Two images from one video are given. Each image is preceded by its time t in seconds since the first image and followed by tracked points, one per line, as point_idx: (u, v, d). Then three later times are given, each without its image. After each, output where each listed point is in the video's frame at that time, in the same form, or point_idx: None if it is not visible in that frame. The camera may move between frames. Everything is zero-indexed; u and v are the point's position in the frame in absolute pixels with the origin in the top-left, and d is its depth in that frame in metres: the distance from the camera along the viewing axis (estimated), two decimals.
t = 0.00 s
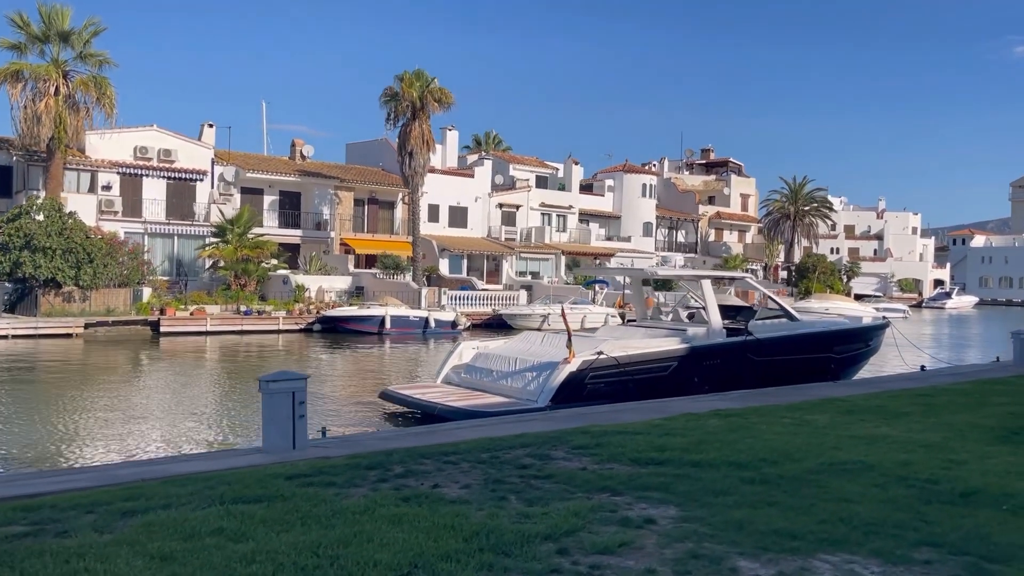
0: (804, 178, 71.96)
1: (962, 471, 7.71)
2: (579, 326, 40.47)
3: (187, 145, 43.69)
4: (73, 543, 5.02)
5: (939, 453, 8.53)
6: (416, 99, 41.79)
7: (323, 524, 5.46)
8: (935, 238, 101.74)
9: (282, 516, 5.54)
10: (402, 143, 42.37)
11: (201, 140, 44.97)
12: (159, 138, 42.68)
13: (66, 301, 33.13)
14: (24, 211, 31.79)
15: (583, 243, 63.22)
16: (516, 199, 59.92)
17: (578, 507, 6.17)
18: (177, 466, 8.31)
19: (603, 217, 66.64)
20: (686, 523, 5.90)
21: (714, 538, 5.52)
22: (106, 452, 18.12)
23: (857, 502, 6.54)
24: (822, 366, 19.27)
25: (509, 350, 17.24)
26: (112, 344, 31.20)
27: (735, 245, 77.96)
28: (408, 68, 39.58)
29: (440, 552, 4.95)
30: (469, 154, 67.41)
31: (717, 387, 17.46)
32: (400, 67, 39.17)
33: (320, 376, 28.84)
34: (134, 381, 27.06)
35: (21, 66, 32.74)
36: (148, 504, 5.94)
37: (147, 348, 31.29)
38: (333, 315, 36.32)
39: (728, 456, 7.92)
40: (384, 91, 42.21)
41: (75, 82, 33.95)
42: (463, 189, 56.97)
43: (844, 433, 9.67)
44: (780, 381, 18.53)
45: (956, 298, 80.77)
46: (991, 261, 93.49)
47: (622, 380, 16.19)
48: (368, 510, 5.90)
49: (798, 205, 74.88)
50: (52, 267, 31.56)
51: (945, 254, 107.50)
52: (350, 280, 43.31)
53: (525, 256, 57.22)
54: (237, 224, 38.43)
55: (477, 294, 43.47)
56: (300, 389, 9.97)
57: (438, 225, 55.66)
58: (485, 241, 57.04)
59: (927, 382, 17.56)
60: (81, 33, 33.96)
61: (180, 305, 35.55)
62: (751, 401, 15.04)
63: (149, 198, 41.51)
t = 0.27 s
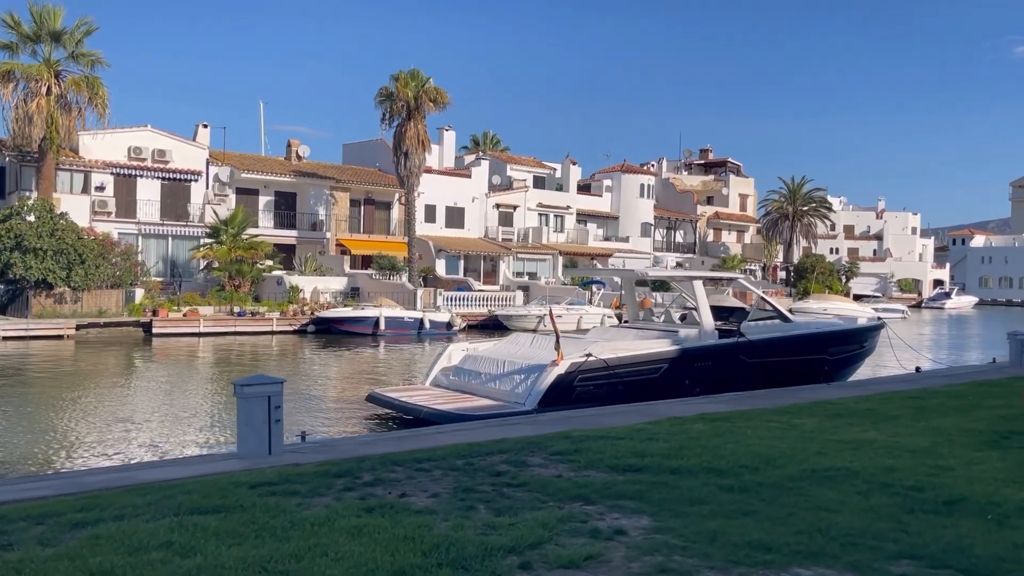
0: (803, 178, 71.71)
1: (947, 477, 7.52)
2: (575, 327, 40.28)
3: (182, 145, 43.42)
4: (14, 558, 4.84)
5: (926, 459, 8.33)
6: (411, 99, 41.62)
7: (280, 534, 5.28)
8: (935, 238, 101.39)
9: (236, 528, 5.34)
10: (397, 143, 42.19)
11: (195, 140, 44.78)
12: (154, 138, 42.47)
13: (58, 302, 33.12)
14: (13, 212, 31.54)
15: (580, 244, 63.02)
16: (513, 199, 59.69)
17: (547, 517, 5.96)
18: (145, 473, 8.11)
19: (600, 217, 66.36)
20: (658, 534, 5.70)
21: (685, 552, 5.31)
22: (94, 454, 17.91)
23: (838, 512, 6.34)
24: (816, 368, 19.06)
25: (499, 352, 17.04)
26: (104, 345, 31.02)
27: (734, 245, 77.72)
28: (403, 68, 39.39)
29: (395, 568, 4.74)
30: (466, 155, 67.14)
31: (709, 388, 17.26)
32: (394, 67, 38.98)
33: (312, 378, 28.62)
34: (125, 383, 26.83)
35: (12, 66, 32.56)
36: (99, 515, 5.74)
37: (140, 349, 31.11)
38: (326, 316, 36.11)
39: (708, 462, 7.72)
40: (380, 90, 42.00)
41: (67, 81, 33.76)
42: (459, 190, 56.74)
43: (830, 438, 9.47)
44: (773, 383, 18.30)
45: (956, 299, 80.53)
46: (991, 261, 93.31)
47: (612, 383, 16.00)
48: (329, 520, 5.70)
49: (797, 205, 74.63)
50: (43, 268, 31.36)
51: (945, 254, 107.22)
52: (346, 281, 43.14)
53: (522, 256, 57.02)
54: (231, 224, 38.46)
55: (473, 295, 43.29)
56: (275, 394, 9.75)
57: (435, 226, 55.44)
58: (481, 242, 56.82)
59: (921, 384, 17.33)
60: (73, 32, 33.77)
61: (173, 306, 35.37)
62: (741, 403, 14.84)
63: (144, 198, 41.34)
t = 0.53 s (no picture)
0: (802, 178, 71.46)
1: (930, 485, 7.31)
2: (571, 328, 40.07)
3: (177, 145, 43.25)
4: None
5: (910, 465, 8.13)
6: (406, 99, 41.43)
7: (231, 547, 5.09)
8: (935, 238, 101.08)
9: (184, 540, 5.14)
10: (392, 144, 42.02)
11: (190, 141, 44.60)
12: (148, 139, 42.31)
13: (50, 304, 32.98)
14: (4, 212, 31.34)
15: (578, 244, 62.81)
16: (510, 200, 59.47)
17: (511, 528, 5.76)
18: (110, 478, 7.90)
19: (598, 218, 66.16)
20: (626, 545, 5.51)
21: (650, 565, 5.12)
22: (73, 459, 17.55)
23: (814, 521, 6.14)
24: (809, 370, 18.84)
25: (486, 354, 16.86)
26: (95, 347, 30.85)
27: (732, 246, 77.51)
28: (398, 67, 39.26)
29: None
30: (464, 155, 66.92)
31: (699, 391, 17.06)
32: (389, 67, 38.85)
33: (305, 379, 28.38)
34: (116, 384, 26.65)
35: (5, 66, 32.42)
36: (45, 526, 5.54)
37: (132, 350, 30.95)
38: (320, 318, 35.87)
39: (685, 469, 7.51)
40: (375, 91, 41.85)
41: (60, 82, 33.57)
42: (456, 190, 56.56)
43: (814, 442, 9.28)
44: (765, 385, 18.10)
45: (956, 299, 80.28)
46: (991, 261, 93.03)
47: (599, 386, 15.81)
48: (285, 531, 5.51)
49: (796, 205, 74.39)
50: (34, 270, 31.25)
51: (945, 254, 106.92)
52: (341, 281, 42.92)
53: (519, 257, 56.81)
54: (224, 224, 38.07)
55: (469, 295, 43.11)
56: (250, 398, 9.57)
57: (431, 226, 55.23)
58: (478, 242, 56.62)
59: (914, 386, 17.12)
60: (65, 32, 33.60)
61: (166, 308, 35.21)
62: (730, 406, 14.63)
63: (138, 199, 41.20)
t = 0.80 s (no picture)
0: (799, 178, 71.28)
1: (908, 487, 7.14)
2: (565, 327, 39.91)
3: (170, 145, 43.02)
4: None
5: (889, 466, 7.95)
6: (400, 98, 41.29)
7: (173, 553, 4.91)
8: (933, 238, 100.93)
9: (126, 545, 4.96)
10: (386, 143, 41.86)
11: (183, 140, 44.41)
12: (141, 138, 42.09)
13: (40, 304, 32.81)
14: None
15: (574, 244, 62.64)
16: (506, 200, 59.30)
17: (470, 532, 5.57)
18: (71, 480, 7.70)
19: (594, 218, 65.99)
20: (587, 550, 5.34)
21: (609, 571, 4.95)
22: (52, 461, 17.14)
23: (785, 523, 5.96)
24: (799, 369, 18.65)
25: (472, 354, 16.69)
26: (85, 347, 30.67)
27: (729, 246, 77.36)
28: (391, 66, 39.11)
29: None
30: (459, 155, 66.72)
31: (687, 391, 16.89)
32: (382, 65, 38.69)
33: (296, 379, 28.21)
34: (104, 384, 26.44)
35: None
36: None
37: (122, 350, 30.76)
38: (313, 318, 35.70)
39: (658, 471, 7.33)
40: (368, 90, 41.69)
41: (50, 81, 33.37)
42: (451, 190, 56.39)
43: (794, 443, 9.10)
44: (754, 385, 17.92)
45: (954, 299, 80.14)
46: (989, 261, 92.90)
47: (584, 385, 15.64)
48: (235, 535, 5.32)
49: (793, 205, 74.18)
50: (24, 270, 31.13)
51: (943, 254, 106.77)
52: (335, 281, 42.78)
53: (514, 257, 56.65)
54: (216, 224, 38.02)
55: (463, 296, 42.98)
56: (220, 397, 9.37)
57: (426, 226, 55.06)
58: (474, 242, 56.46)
59: (905, 386, 16.94)
60: (56, 31, 33.41)
61: (157, 308, 35.05)
62: (716, 406, 14.46)
63: (131, 199, 41.02)
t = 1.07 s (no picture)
0: (794, 178, 71.15)
1: (885, 494, 6.98)
2: (558, 328, 39.74)
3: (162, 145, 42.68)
4: None
5: (868, 472, 7.80)
6: (392, 97, 41.11)
7: (115, 568, 4.74)
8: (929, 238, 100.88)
9: (66, 560, 4.79)
10: (378, 143, 41.67)
11: (175, 140, 44.20)
12: (133, 138, 41.79)
13: (28, 305, 32.62)
14: None
15: (569, 244, 62.48)
16: (501, 200, 59.11)
17: (427, 544, 5.40)
18: (30, 487, 7.52)
19: (589, 218, 65.81)
20: (547, 562, 5.17)
21: None
22: (28, 464, 16.74)
23: (754, 534, 5.80)
24: (788, 371, 18.50)
25: (457, 356, 16.51)
26: (74, 348, 30.46)
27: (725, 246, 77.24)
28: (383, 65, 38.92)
29: None
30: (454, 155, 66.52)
31: (674, 393, 16.73)
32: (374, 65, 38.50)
33: (286, 381, 27.99)
34: (92, 386, 26.19)
35: None
36: None
37: (111, 352, 30.53)
38: (304, 319, 35.53)
39: (630, 478, 7.16)
40: (360, 90, 41.50)
41: (39, 80, 33.17)
42: (445, 190, 56.20)
43: (773, 449, 8.94)
44: (742, 387, 17.76)
45: (950, 299, 80.07)
46: (986, 261, 92.84)
47: (570, 387, 15.48)
48: (182, 548, 5.15)
49: (788, 206, 74.00)
50: (12, 271, 31.10)
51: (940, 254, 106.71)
52: (327, 282, 42.60)
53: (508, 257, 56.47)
54: (208, 224, 37.66)
55: (456, 297, 42.81)
56: (190, 402, 9.19)
57: (420, 226, 54.88)
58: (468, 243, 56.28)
59: (895, 388, 16.77)
60: (45, 30, 33.22)
61: (147, 308, 34.88)
62: (702, 409, 14.30)
63: (122, 199, 40.81)
